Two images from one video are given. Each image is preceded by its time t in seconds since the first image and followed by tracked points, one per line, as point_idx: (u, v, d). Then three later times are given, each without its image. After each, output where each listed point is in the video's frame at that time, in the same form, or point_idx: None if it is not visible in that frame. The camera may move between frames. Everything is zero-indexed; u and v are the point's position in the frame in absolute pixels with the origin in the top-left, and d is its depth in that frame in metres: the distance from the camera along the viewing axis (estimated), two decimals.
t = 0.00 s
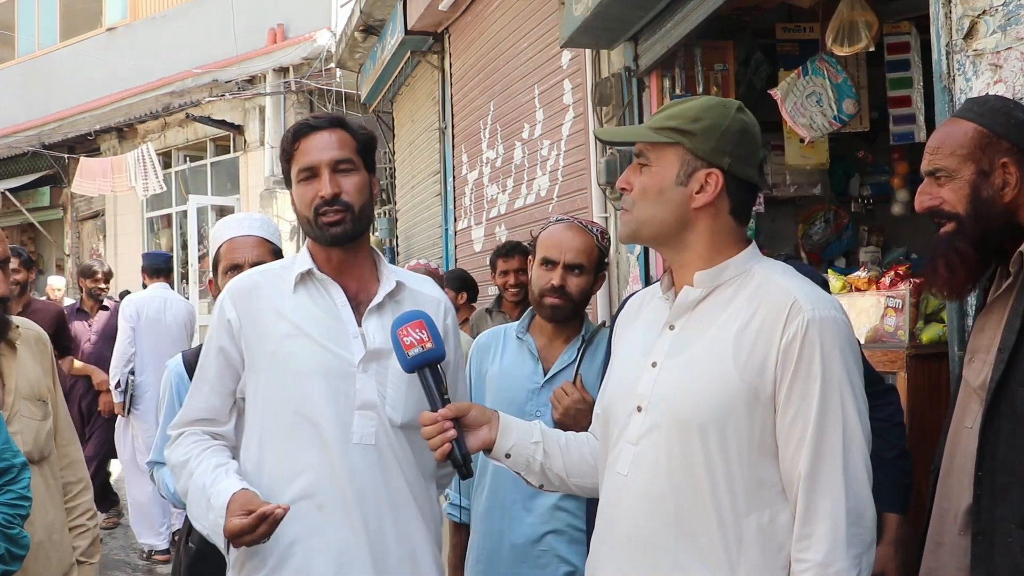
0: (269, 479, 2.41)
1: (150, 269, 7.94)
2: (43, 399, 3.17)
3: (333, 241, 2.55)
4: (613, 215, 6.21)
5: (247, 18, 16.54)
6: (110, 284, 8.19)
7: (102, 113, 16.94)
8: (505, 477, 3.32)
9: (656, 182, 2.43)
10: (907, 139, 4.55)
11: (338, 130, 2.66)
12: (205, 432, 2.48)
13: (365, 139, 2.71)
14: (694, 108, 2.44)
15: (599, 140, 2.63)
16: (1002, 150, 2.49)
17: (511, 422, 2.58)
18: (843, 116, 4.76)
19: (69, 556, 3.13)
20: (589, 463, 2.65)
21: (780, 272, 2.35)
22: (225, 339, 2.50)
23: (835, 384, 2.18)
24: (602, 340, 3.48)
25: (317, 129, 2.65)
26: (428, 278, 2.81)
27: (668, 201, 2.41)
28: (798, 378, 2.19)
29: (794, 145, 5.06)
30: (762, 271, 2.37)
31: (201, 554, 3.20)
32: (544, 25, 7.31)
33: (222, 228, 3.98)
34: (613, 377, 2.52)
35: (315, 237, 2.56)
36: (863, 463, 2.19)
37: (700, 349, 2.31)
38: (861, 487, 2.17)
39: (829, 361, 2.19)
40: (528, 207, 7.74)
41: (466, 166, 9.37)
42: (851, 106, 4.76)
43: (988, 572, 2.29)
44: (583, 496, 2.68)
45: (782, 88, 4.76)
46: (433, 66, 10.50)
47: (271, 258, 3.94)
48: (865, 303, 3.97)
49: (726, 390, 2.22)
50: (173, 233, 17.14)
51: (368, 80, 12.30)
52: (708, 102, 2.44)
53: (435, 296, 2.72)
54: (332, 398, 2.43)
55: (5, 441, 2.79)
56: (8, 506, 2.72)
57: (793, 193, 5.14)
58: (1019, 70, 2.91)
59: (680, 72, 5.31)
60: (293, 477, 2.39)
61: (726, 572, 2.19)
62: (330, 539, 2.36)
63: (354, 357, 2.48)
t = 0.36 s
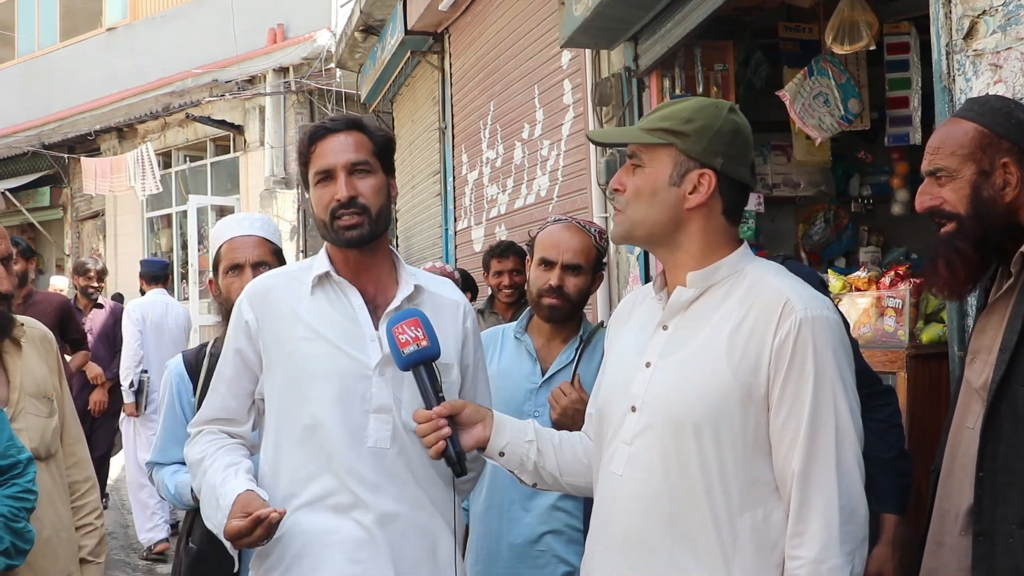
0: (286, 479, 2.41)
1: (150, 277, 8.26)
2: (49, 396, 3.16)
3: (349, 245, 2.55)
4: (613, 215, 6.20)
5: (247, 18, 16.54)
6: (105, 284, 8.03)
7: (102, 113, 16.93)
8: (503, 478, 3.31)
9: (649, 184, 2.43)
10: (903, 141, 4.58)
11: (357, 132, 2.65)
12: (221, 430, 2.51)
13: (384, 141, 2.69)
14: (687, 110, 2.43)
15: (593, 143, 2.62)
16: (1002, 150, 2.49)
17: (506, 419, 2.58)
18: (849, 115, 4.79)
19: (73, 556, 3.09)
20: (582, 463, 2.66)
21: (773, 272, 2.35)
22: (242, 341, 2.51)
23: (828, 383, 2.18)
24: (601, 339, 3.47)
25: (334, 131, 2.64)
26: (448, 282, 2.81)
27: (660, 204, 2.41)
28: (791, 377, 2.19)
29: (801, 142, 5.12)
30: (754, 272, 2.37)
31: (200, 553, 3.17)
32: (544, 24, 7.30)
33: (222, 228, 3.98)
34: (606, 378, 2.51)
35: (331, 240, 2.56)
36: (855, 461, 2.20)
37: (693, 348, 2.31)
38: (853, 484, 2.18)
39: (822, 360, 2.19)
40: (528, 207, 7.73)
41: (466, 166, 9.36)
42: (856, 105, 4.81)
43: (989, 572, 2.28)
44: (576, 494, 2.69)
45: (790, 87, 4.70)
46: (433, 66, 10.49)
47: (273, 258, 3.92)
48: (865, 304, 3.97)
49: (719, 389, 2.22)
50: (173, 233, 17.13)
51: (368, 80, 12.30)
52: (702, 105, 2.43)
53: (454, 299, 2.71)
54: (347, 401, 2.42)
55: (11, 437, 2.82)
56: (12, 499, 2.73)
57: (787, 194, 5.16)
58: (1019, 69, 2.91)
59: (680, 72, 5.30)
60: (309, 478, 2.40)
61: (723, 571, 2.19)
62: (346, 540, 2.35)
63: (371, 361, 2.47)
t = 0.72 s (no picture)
0: (288, 478, 2.41)
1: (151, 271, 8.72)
2: (54, 395, 3.16)
3: (353, 244, 2.54)
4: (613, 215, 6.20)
5: (247, 18, 16.54)
6: (106, 282, 7.96)
7: (102, 113, 16.94)
8: (501, 478, 3.31)
9: (644, 185, 2.42)
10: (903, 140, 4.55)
11: (362, 132, 2.65)
12: (218, 427, 2.50)
13: (388, 142, 2.69)
14: (681, 110, 2.43)
15: (587, 144, 2.62)
16: (1001, 150, 2.49)
17: (502, 421, 2.57)
18: (854, 114, 4.79)
19: (80, 555, 3.07)
20: (578, 463, 2.66)
21: (768, 272, 2.35)
22: (245, 339, 2.50)
23: (823, 382, 2.18)
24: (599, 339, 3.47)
25: (339, 131, 2.63)
26: (451, 282, 2.81)
27: (656, 205, 2.41)
28: (786, 375, 2.19)
29: (801, 143, 5.08)
30: (749, 271, 2.36)
31: (199, 555, 3.17)
32: (544, 24, 7.30)
33: (222, 228, 3.97)
34: (603, 378, 2.51)
35: (335, 240, 2.55)
36: (851, 460, 2.19)
37: (689, 348, 2.31)
38: (848, 482, 2.17)
39: (817, 359, 2.19)
40: (528, 207, 7.72)
41: (466, 166, 9.36)
42: (860, 104, 4.81)
43: (988, 572, 2.28)
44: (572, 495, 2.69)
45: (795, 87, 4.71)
46: (433, 66, 10.49)
47: (273, 259, 3.91)
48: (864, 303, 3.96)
49: (715, 388, 2.22)
50: (173, 233, 17.13)
51: (369, 80, 12.31)
52: (697, 105, 2.44)
53: (457, 299, 2.71)
54: (350, 400, 2.42)
55: (20, 423, 2.85)
56: (19, 479, 2.73)
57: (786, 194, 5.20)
58: (1019, 70, 2.91)
59: (680, 72, 5.29)
60: (311, 478, 2.39)
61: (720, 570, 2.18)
62: (348, 540, 2.34)
63: (375, 360, 2.46)
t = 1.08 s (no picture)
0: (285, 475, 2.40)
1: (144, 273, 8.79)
2: (57, 394, 3.15)
3: (346, 247, 2.54)
4: (612, 215, 6.19)
5: (247, 18, 16.53)
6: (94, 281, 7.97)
7: (102, 113, 16.93)
8: (501, 477, 3.30)
9: (644, 185, 2.41)
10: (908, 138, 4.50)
11: (355, 135, 2.64)
12: (209, 422, 2.48)
13: (381, 143, 2.68)
14: (680, 112, 2.43)
15: (584, 144, 2.61)
16: (998, 150, 2.48)
17: (500, 420, 2.57)
18: (849, 115, 4.79)
19: (81, 556, 3.05)
20: (576, 462, 2.65)
21: (766, 272, 2.34)
22: (238, 338, 2.49)
23: (822, 381, 2.17)
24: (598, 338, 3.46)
25: (332, 133, 2.63)
26: (444, 280, 2.81)
27: (657, 204, 2.40)
28: (785, 374, 2.18)
29: (795, 145, 5.09)
30: (747, 271, 2.36)
31: (200, 555, 3.17)
32: (544, 24, 7.29)
33: (234, 227, 3.84)
34: (601, 378, 2.51)
35: (331, 242, 2.55)
36: (849, 459, 2.18)
37: (688, 348, 2.30)
38: (846, 481, 2.17)
39: (815, 359, 2.18)
40: (528, 207, 7.72)
41: (466, 166, 9.36)
42: (855, 106, 4.81)
43: (987, 572, 2.28)
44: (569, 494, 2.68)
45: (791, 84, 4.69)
46: (433, 66, 10.48)
47: (284, 258, 3.88)
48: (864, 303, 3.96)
49: (714, 388, 2.21)
50: (173, 233, 17.12)
51: (369, 80, 12.31)
52: (694, 106, 2.44)
53: (449, 296, 2.71)
54: (346, 397, 2.41)
55: (16, 426, 2.83)
56: (20, 487, 2.72)
57: (791, 194, 5.16)
58: (1019, 70, 2.90)
59: (681, 72, 5.29)
60: (307, 475, 2.38)
61: (718, 569, 2.17)
62: (344, 539, 2.34)
63: (368, 356, 2.46)
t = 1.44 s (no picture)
0: (282, 476, 2.40)
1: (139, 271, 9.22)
2: (60, 395, 3.14)
3: (345, 248, 2.55)
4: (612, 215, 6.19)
5: (247, 18, 16.53)
6: (93, 282, 7.96)
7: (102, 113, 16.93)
8: (501, 477, 3.30)
9: (643, 185, 2.41)
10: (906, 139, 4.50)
11: (355, 137, 2.64)
12: (213, 429, 2.48)
13: (380, 145, 2.68)
14: (677, 112, 2.43)
15: (582, 145, 2.61)
16: (996, 150, 2.48)
17: (495, 419, 2.57)
18: (848, 115, 4.80)
19: (83, 556, 3.04)
20: (572, 461, 2.64)
21: (763, 272, 2.34)
22: (235, 339, 2.49)
23: (820, 380, 2.17)
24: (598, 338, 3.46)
25: (332, 135, 2.62)
26: (438, 281, 2.82)
27: (655, 204, 2.40)
28: (783, 373, 2.18)
29: (789, 144, 5.10)
30: (745, 271, 2.36)
31: (200, 556, 3.17)
32: (544, 25, 7.29)
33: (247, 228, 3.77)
34: (598, 377, 2.50)
35: (330, 245, 2.55)
36: (848, 457, 2.19)
37: (686, 347, 2.30)
38: (846, 478, 2.17)
39: (813, 357, 2.18)
40: (528, 207, 7.72)
41: (466, 166, 9.35)
42: (853, 106, 4.82)
43: (986, 572, 2.27)
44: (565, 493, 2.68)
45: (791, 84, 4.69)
46: (433, 66, 10.48)
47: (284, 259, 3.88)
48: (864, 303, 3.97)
49: (712, 387, 2.21)
50: (173, 233, 17.13)
51: (369, 80, 12.31)
52: (691, 108, 2.44)
53: (444, 298, 2.72)
54: (343, 399, 2.41)
55: (15, 423, 2.83)
56: (18, 481, 2.72)
57: (786, 194, 5.17)
58: (1019, 70, 2.90)
59: (681, 72, 5.29)
60: (304, 476, 2.38)
61: (718, 568, 2.17)
62: (343, 540, 2.34)
63: (366, 359, 2.46)
